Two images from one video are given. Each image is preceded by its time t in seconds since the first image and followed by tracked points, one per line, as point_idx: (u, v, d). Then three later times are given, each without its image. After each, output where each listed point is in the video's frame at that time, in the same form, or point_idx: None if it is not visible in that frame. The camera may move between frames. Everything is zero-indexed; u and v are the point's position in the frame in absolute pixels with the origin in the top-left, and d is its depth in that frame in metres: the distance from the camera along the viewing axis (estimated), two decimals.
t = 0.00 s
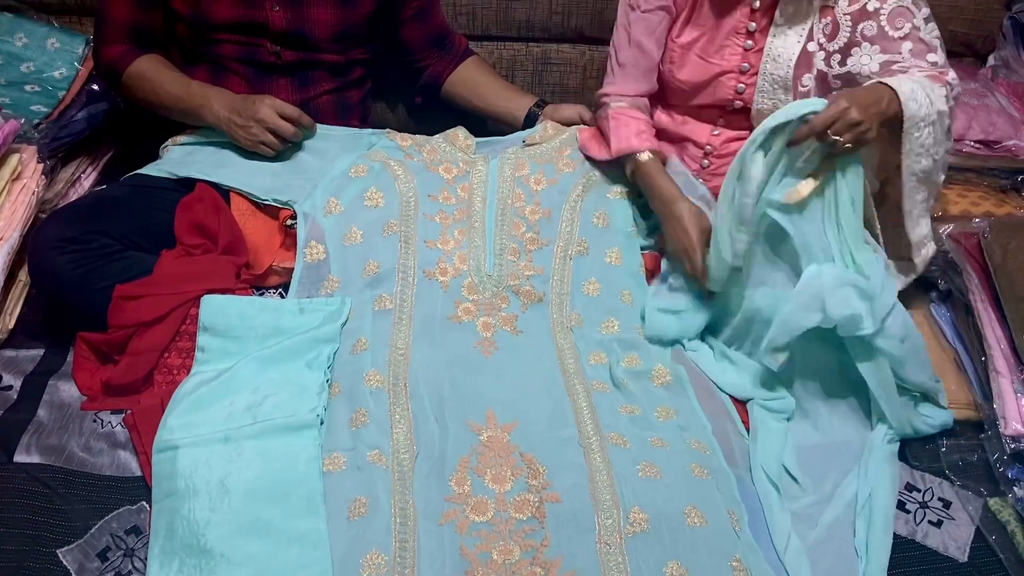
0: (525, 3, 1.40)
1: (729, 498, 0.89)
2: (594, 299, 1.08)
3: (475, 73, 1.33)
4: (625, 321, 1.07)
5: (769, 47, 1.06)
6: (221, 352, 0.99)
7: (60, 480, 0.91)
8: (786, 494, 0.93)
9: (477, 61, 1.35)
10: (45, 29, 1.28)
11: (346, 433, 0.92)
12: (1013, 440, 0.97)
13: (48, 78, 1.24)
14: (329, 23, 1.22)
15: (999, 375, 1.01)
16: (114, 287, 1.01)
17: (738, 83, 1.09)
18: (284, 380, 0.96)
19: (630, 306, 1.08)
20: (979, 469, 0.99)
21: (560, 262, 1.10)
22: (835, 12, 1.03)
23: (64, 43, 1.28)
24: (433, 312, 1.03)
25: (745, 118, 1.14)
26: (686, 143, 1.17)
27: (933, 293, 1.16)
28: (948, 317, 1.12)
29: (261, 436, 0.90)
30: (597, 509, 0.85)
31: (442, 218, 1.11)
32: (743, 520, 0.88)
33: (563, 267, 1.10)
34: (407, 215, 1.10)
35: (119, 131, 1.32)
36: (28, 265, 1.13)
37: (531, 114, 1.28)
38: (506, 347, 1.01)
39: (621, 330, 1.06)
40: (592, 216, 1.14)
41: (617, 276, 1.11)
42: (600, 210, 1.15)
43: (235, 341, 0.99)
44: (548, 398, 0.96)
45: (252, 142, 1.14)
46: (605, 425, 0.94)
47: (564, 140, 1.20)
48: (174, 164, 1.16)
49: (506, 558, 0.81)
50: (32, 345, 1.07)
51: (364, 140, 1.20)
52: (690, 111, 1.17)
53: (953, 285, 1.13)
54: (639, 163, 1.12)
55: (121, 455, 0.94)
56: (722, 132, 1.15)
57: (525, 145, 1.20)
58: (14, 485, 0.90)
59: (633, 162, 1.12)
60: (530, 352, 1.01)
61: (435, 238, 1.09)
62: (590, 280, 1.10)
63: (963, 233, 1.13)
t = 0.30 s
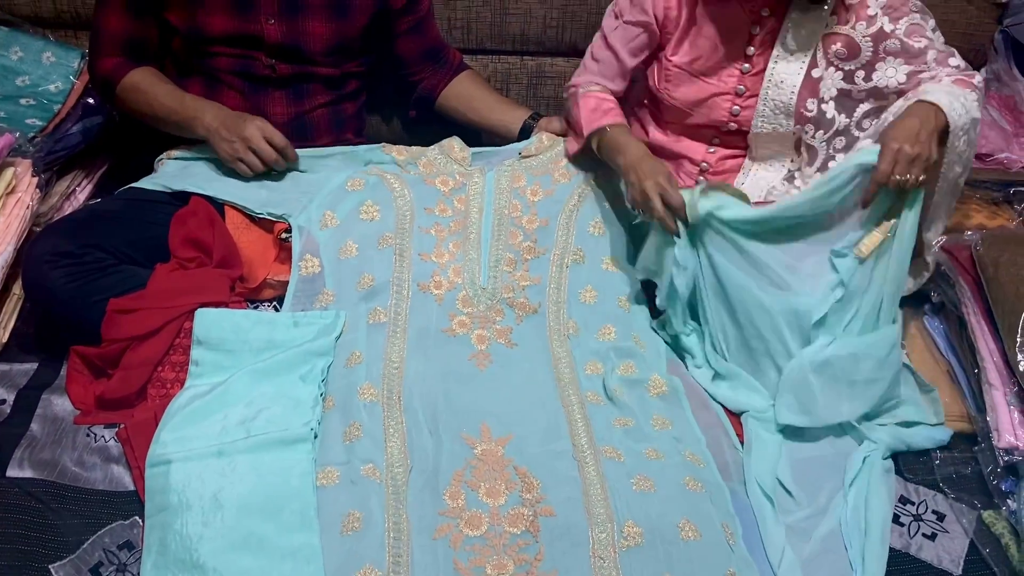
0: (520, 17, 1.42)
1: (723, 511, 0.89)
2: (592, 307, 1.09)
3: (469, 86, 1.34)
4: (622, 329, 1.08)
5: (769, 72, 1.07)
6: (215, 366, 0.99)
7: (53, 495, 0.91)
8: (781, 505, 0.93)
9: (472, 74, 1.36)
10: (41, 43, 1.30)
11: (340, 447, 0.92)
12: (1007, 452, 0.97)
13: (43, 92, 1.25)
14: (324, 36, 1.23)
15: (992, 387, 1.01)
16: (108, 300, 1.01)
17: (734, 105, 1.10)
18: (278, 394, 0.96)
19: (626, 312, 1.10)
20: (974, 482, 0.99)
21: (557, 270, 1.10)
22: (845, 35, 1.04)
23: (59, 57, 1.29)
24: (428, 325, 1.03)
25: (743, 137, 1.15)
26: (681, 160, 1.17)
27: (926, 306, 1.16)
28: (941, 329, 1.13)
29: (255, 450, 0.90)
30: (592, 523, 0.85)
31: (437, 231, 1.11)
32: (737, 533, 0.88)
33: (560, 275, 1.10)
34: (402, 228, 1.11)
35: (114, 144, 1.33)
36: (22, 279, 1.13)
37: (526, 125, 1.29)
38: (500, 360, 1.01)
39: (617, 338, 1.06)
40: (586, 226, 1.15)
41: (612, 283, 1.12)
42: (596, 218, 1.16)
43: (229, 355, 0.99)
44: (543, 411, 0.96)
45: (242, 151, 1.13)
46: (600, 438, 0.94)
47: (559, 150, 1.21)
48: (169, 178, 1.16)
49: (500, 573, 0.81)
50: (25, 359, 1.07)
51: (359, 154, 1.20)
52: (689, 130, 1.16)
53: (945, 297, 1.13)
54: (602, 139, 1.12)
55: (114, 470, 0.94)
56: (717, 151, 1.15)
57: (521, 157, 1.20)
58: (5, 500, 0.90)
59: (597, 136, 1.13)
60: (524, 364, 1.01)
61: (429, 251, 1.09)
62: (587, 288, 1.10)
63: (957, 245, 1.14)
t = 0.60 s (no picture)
0: (515, 24, 1.42)
1: (718, 516, 0.89)
2: (589, 304, 1.09)
3: (461, 88, 1.34)
4: (620, 327, 1.07)
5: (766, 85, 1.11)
6: (211, 373, 0.98)
7: (46, 502, 0.91)
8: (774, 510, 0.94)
9: (463, 79, 1.36)
10: (38, 52, 1.31)
11: (335, 452, 0.92)
12: (1001, 457, 0.97)
13: (39, 99, 1.26)
14: (317, 44, 1.23)
15: (986, 392, 1.01)
16: (104, 307, 1.01)
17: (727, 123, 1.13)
18: (273, 401, 0.95)
19: (625, 308, 1.09)
20: (968, 487, 1.00)
21: (551, 273, 1.11)
22: (852, 44, 1.09)
23: (55, 64, 1.30)
24: (423, 331, 1.04)
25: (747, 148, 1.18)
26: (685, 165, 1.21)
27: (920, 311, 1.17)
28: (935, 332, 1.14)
29: (250, 456, 0.90)
30: (587, 528, 0.85)
31: (430, 237, 1.12)
32: (731, 537, 0.87)
33: (555, 277, 1.11)
34: (395, 235, 1.12)
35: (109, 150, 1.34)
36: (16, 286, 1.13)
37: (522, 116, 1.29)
38: (496, 365, 1.01)
39: (615, 334, 1.06)
40: (581, 223, 1.17)
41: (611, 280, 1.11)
42: (590, 217, 1.17)
43: (224, 361, 0.99)
44: (539, 416, 0.96)
45: (206, 130, 1.12)
46: (595, 443, 0.93)
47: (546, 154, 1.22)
48: (166, 184, 1.17)
49: None
50: (19, 366, 1.07)
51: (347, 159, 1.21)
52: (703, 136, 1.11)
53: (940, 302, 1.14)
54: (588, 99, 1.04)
55: (109, 476, 0.94)
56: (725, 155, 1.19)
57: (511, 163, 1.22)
58: None
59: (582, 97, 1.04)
60: (520, 369, 1.01)
61: (424, 258, 1.10)
62: (585, 285, 1.10)
63: (949, 249, 1.12)
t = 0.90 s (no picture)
0: (512, 30, 1.42)
1: (714, 520, 0.87)
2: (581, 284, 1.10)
3: (461, 86, 1.34)
4: (614, 309, 1.07)
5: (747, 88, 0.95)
6: (208, 378, 0.99)
7: (43, 508, 0.91)
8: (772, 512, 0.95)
9: (464, 76, 1.36)
10: (35, 57, 1.30)
11: (331, 457, 0.92)
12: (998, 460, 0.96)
13: (36, 105, 1.25)
14: (310, 48, 1.24)
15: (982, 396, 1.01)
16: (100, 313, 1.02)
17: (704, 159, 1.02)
18: (270, 406, 0.96)
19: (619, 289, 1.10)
20: (965, 491, 0.99)
21: (545, 256, 1.12)
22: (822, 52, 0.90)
23: (52, 70, 1.29)
24: (420, 334, 1.04)
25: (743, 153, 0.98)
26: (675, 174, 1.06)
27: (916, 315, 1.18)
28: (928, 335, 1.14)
29: (246, 462, 0.90)
30: (583, 532, 0.85)
31: (423, 240, 1.13)
32: (727, 540, 0.86)
33: (549, 264, 1.12)
34: (387, 239, 1.12)
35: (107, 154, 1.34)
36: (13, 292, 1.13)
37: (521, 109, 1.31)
38: (493, 366, 1.01)
39: (608, 312, 1.07)
40: (572, 204, 1.17)
41: (605, 265, 1.12)
42: (581, 198, 1.18)
43: (222, 367, 0.99)
44: (535, 419, 0.96)
45: (193, 132, 1.13)
46: (592, 441, 0.94)
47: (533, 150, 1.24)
48: (162, 189, 1.17)
49: None
50: (16, 372, 1.07)
51: (337, 160, 1.21)
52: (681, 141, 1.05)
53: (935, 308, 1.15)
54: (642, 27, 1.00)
55: (105, 482, 0.94)
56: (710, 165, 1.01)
57: (503, 158, 1.23)
58: None
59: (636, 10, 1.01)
60: (517, 369, 1.01)
61: (418, 261, 1.11)
62: (578, 266, 1.11)
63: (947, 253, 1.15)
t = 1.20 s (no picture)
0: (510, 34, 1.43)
1: (709, 520, 0.89)
2: (584, 282, 1.12)
3: (465, 92, 1.33)
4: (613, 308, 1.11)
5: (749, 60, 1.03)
6: (205, 383, 0.98)
7: (40, 513, 0.91)
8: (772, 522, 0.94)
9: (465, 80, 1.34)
10: (33, 63, 1.30)
11: (330, 462, 0.92)
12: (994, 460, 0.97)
13: (34, 111, 1.25)
14: (307, 53, 1.25)
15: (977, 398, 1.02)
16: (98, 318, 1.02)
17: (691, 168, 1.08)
18: (268, 410, 0.96)
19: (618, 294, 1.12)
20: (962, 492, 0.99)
21: (542, 264, 1.13)
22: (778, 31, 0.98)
23: (49, 75, 1.29)
24: (418, 338, 1.04)
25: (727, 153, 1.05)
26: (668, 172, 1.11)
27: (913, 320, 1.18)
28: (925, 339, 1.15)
29: (244, 466, 0.90)
30: (580, 533, 0.85)
31: (421, 243, 1.14)
32: (722, 539, 0.88)
33: (546, 270, 1.12)
34: (387, 244, 1.13)
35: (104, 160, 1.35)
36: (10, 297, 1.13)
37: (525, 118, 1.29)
38: (491, 367, 1.02)
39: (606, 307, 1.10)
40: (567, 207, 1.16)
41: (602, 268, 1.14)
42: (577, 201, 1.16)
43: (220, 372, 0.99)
44: (533, 422, 0.96)
45: (173, 148, 1.14)
46: (589, 439, 0.95)
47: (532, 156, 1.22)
48: (159, 195, 1.18)
49: None
50: (13, 378, 1.07)
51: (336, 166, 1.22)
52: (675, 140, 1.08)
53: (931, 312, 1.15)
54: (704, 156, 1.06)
55: (103, 486, 0.94)
56: (705, 162, 1.08)
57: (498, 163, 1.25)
58: None
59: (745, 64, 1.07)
60: (515, 371, 1.01)
61: (415, 264, 1.11)
62: (577, 263, 1.13)
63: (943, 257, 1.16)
